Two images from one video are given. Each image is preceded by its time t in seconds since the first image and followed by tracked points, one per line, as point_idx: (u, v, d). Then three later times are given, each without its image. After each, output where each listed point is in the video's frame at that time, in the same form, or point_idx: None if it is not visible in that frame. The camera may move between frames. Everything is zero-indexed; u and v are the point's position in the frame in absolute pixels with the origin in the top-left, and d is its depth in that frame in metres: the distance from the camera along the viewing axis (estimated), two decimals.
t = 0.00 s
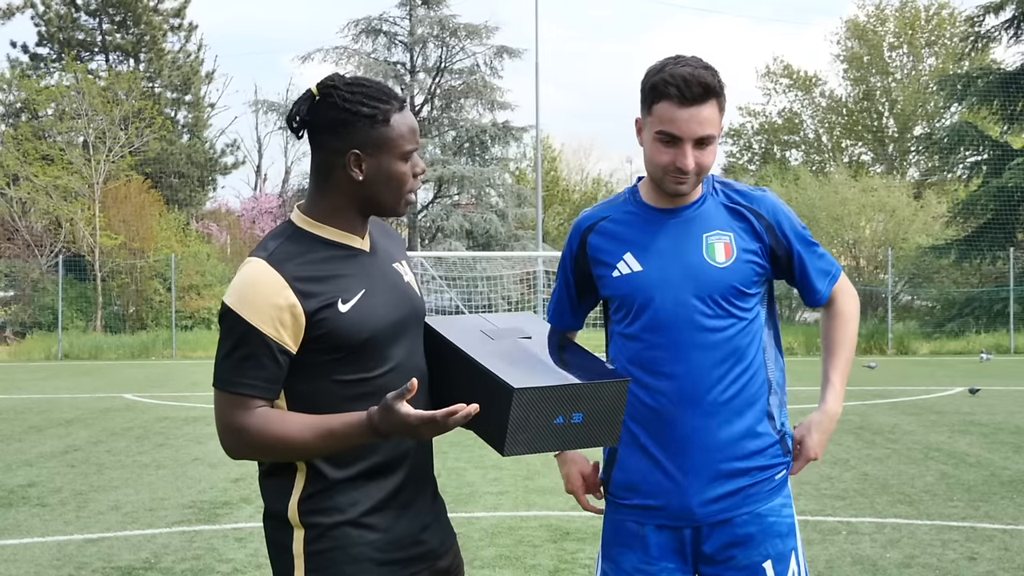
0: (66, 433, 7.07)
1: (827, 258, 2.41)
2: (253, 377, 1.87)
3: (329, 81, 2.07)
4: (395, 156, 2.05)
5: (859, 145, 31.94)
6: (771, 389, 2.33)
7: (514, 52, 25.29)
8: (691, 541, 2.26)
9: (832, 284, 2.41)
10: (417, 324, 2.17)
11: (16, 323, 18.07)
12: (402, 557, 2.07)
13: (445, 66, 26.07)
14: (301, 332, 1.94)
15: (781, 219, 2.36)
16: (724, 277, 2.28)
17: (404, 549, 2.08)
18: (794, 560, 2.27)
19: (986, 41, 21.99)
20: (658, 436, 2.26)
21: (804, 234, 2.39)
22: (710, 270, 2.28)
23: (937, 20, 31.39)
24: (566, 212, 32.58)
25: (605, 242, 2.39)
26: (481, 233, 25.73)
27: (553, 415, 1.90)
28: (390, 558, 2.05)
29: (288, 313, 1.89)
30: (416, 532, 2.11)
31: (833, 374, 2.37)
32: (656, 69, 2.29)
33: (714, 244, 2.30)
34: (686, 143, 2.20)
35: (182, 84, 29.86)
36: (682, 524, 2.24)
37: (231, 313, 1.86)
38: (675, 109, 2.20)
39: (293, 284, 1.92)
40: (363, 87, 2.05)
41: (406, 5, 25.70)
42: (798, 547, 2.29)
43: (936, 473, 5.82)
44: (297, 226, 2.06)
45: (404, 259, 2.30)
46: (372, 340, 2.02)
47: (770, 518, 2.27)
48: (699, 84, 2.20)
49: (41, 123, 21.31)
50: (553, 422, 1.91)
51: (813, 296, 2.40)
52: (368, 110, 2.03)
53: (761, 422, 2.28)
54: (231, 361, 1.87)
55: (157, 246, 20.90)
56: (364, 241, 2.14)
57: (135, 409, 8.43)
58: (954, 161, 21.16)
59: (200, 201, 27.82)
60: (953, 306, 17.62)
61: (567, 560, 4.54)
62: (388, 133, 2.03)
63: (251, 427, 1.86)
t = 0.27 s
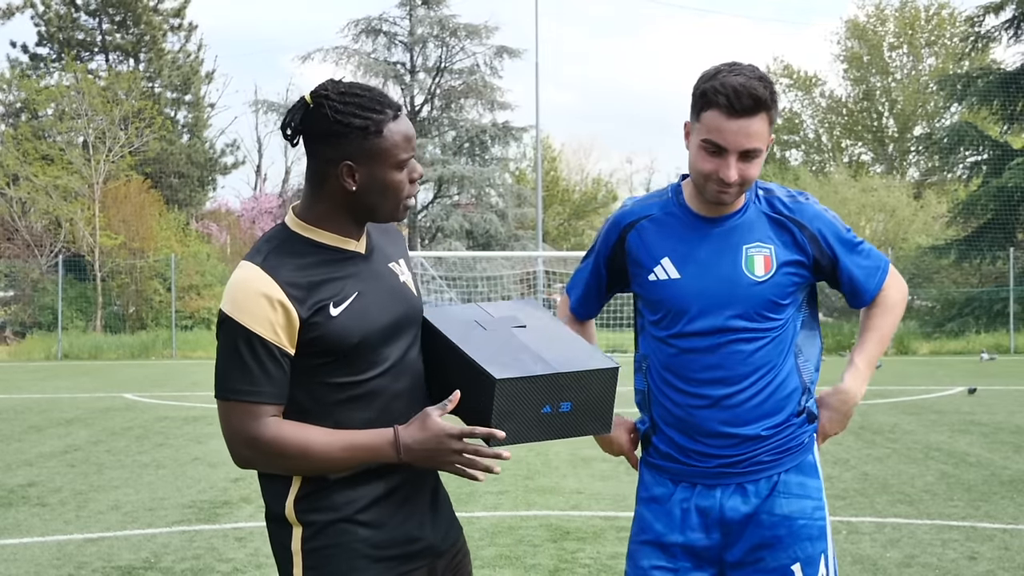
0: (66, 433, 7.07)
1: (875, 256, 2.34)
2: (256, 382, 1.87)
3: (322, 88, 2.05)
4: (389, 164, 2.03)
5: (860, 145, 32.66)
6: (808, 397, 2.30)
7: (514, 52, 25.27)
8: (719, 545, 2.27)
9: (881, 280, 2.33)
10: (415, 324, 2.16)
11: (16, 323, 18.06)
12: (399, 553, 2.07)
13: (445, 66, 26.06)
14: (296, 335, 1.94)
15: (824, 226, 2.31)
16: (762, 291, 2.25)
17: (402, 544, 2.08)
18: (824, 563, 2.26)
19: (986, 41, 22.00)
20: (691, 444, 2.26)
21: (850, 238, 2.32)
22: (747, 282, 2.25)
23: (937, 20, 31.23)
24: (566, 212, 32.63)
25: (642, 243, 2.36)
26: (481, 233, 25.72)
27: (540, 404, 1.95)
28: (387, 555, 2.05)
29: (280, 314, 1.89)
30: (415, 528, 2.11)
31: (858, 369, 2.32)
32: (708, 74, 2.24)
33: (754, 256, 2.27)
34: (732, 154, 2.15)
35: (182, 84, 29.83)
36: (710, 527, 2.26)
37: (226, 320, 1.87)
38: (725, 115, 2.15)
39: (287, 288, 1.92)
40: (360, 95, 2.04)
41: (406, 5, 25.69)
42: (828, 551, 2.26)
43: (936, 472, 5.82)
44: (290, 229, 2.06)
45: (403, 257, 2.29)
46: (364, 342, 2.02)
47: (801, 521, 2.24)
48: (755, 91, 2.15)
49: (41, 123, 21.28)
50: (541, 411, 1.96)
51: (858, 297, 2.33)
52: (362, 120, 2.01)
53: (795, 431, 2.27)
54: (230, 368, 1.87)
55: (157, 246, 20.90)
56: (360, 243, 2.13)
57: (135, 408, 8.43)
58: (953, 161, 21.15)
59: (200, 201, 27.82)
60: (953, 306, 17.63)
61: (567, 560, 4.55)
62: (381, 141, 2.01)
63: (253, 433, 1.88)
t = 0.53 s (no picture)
0: (66, 433, 7.07)
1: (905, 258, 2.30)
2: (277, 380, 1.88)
3: (340, 89, 2.07)
4: (407, 163, 2.03)
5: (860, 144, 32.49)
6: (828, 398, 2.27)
7: (514, 52, 25.27)
8: (736, 544, 2.25)
9: (911, 279, 2.28)
10: (431, 326, 2.16)
11: (16, 323, 18.02)
12: (416, 550, 2.06)
13: (445, 66, 26.05)
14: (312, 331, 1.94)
15: (856, 230, 2.26)
16: (791, 292, 2.22)
17: (419, 541, 2.07)
18: (841, 565, 2.24)
19: (986, 41, 22.02)
20: (713, 439, 2.24)
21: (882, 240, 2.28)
22: (776, 284, 2.23)
23: (937, 20, 31.19)
24: (566, 212, 32.64)
25: (672, 236, 2.33)
26: (481, 233, 25.70)
27: (534, 410, 1.94)
28: (404, 551, 2.04)
29: (297, 309, 1.90)
30: (432, 526, 2.10)
31: (871, 370, 2.28)
32: (740, 73, 2.21)
33: (785, 258, 2.24)
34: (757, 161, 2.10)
35: (182, 84, 29.81)
36: (728, 527, 2.24)
37: (245, 314, 1.87)
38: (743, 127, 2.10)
39: (305, 285, 1.92)
40: (379, 94, 2.05)
41: (407, 5, 25.71)
42: (847, 553, 2.24)
43: (936, 473, 5.82)
44: (310, 227, 2.06)
45: (421, 263, 2.29)
46: (379, 341, 2.01)
47: (818, 524, 2.22)
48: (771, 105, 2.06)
49: (41, 123, 21.24)
50: (536, 417, 1.95)
51: (884, 296, 2.29)
52: (378, 118, 2.02)
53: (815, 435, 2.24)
54: (248, 361, 1.88)
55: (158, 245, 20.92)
56: (377, 246, 2.13)
57: (134, 408, 8.43)
58: (953, 160, 21.16)
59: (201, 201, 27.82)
60: (953, 306, 17.62)
61: (567, 560, 4.55)
62: (397, 140, 2.02)
63: (270, 429, 1.89)
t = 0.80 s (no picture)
0: (70, 432, 7.11)
1: (922, 279, 2.21)
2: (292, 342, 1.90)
3: (362, 84, 2.15)
4: (426, 148, 2.08)
5: (857, 145, 31.55)
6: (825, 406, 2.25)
7: (514, 53, 25.33)
8: (718, 538, 2.27)
9: (924, 302, 2.21)
10: (463, 319, 2.18)
11: (20, 322, 18.22)
12: (434, 546, 2.08)
13: (445, 67, 26.11)
14: (335, 306, 1.98)
15: (868, 245, 2.20)
16: (793, 297, 2.20)
17: (438, 536, 2.09)
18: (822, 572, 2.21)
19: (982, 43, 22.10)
20: (706, 432, 2.26)
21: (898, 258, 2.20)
22: (778, 287, 2.21)
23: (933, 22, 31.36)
24: (566, 212, 32.72)
25: (685, 229, 2.34)
26: (481, 233, 25.76)
27: (556, 398, 1.97)
28: (421, 546, 2.06)
29: (323, 284, 1.95)
30: (453, 521, 2.11)
31: (880, 392, 2.20)
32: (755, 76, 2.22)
33: (790, 263, 2.21)
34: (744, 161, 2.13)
35: (185, 86, 29.79)
36: (713, 521, 2.26)
37: (272, 287, 1.93)
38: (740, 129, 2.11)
39: (330, 262, 1.97)
40: (398, 86, 2.11)
41: (407, 7, 25.79)
42: (832, 561, 2.21)
43: (933, 471, 5.86)
44: (345, 218, 2.13)
45: (460, 260, 2.31)
46: (403, 326, 2.04)
47: (801, 530, 2.20)
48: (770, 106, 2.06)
49: (45, 124, 21.30)
50: (557, 405, 1.98)
51: (894, 317, 2.22)
52: (393, 109, 2.08)
53: (806, 442, 2.21)
54: (270, 326, 1.92)
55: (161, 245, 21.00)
56: (410, 235, 2.18)
57: (137, 407, 8.48)
58: (949, 161, 21.23)
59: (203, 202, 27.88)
60: (950, 306, 17.66)
61: (566, 557, 4.59)
62: (414, 126, 2.07)
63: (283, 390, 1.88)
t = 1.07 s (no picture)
0: (77, 430, 7.19)
1: (910, 285, 2.17)
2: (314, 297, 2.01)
3: (412, 92, 2.20)
4: (465, 163, 2.13)
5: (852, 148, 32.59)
6: (805, 408, 2.22)
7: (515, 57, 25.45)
8: (701, 537, 2.26)
9: (915, 309, 2.15)
10: (483, 322, 2.21)
11: (28, 322, 18.30)
12: (445, 537, 2.10)
13: (447, 71, 26.17)
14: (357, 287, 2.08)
15: (852, 246, 2.16)
16: (773, 296, 2.17)
17: (448, 528, 2.11)
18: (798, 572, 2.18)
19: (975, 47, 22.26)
20: (687, 431, 2.24)
21: (884, 262, 2.15)
22: (757, 285, 2.18)
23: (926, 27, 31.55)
24: (565, 214, 32.81)
25: (670, 231, 2.34)
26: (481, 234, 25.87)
27: (564, 400, 2.02)
28: (429, 536, 2.08)
29: (344, 264, 2.05)
30: (464, 515, 2.14)
31: (865, 403, 2.17)
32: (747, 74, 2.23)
33: (770, 260, 2.18)
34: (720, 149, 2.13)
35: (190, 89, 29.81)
36: (696, 521, 2.24)
37: (299, 265, 2.04)
38: (723, 116, 2.12)
39: (355, 250, 2.08)
40: (446, 99, 2.16)
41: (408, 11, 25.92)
42: (809, 561, 2.19)
43: (925, 469, 5.94)
44: (377, 213, 2.20)
45: (490, 267, 2.34)
46: (422, 319, 2.10)
47: (777, 529, 2.18)
48: (752, 92, 2.09)
49: (52, 127, 21.38)
50: (564, 407, 2.02)
51: (881, 321, 2.17)
52: (439, 120, 2.14)
53: (787, 444, 2.18)
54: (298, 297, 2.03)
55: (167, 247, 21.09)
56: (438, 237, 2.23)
57: (143, 405, 8.56)
58: (943, 164, 21.37)
59: (207, 203, 27.92)
60: (944, 307, 17.76)
61: (565, 554, 4.67)
62: (456, 139, 2.12)
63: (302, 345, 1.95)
